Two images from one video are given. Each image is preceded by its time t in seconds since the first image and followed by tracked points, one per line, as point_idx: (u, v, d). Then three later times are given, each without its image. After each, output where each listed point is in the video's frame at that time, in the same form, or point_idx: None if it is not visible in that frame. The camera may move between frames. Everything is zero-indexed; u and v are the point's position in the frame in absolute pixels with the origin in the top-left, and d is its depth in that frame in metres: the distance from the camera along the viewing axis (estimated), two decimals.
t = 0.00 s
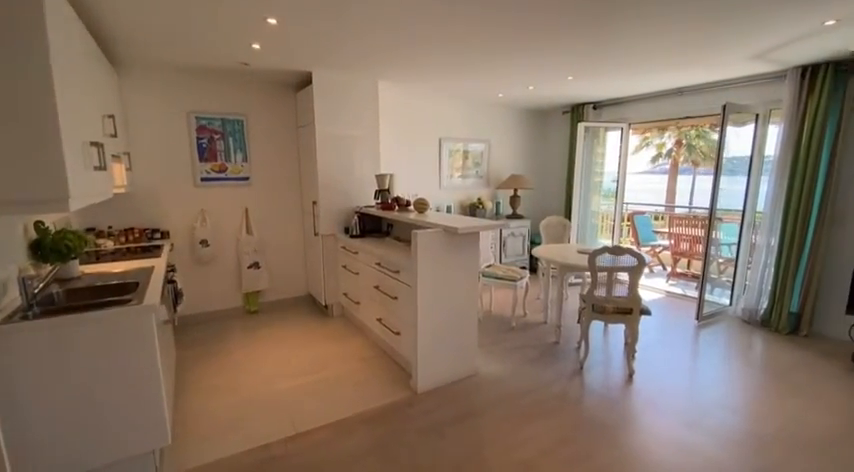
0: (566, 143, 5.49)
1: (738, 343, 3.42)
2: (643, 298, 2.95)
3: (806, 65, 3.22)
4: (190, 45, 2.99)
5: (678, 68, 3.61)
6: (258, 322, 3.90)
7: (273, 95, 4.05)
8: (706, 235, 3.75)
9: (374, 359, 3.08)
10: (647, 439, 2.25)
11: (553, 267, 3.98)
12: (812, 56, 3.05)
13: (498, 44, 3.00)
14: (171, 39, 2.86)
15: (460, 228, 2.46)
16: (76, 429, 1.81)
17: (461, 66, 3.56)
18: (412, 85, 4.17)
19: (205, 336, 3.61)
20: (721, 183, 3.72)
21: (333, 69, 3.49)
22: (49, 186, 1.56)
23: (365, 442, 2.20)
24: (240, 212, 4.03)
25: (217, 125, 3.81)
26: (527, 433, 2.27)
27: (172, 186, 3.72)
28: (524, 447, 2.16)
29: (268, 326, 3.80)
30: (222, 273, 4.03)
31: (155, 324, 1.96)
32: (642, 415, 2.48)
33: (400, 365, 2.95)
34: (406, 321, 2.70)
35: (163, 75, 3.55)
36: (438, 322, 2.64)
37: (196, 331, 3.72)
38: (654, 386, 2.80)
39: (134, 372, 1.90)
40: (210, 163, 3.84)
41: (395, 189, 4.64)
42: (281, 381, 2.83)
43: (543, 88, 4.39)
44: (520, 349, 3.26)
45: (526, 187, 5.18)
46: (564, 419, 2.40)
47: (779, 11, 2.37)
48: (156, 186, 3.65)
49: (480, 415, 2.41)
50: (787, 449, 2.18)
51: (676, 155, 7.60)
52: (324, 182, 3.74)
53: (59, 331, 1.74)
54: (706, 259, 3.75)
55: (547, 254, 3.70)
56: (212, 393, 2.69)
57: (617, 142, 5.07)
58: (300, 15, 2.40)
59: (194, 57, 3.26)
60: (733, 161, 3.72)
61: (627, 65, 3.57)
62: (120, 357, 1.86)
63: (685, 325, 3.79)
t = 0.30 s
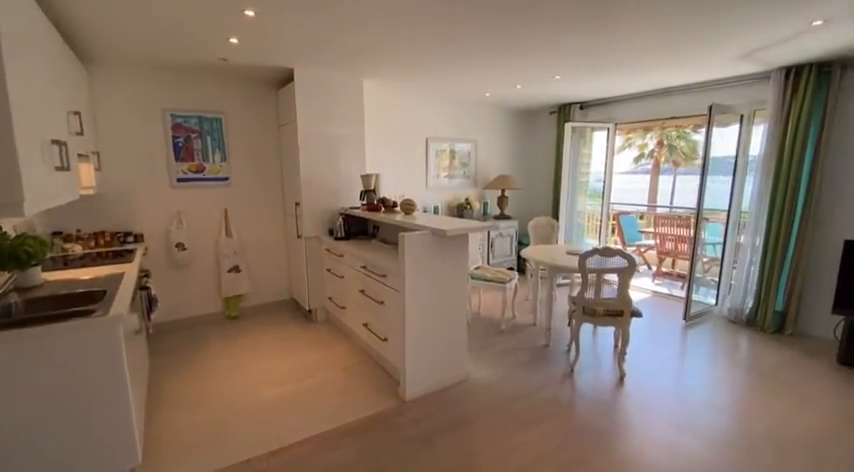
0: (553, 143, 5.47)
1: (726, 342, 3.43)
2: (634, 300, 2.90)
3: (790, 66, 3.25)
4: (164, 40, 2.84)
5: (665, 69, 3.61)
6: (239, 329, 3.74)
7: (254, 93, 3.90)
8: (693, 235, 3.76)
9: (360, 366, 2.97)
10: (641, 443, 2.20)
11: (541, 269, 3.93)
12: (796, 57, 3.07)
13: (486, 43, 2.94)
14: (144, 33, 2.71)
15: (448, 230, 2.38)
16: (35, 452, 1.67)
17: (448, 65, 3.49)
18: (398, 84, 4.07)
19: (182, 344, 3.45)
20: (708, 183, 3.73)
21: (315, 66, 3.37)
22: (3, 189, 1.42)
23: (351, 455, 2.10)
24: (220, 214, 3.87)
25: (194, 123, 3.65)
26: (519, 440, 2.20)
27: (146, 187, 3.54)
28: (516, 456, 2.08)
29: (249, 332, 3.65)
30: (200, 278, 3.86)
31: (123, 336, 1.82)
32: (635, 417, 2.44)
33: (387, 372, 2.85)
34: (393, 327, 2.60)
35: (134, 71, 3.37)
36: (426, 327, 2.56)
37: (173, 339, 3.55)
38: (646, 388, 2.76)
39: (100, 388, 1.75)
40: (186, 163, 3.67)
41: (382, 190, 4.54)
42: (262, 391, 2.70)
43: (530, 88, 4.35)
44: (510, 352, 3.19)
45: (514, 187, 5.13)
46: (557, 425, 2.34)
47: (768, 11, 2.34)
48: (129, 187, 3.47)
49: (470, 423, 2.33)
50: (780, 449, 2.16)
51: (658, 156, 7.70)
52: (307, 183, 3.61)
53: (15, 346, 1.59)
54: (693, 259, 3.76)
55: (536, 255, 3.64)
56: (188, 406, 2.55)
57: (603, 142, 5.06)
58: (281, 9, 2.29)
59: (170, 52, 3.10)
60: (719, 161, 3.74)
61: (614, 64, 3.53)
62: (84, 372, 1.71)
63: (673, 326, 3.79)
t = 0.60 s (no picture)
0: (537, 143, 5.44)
1: (711, 342, 3.44)
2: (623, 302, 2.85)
3: (770, 67, 3.28)
4: (131, 33, 2.66)
5: (649, 69, 3.60)
6: (215, 337, 3.56)
7: (229, 91, 3.73)
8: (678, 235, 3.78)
9: (343, 376, 2.85)
10: (634, 449, 2.14)
11: (528, 270, 3.87)
12: (778, 58, 3.10)
13: (471, 41, 2.87)
14: (108, 25, 2.53)
15: (434, 232, 2.28)
16: None
17: (431, 64, 3.41)
18: (381, 83, 3.96)
19: (153, 355, 3.25)
20: (692, 183, 3.75)
21: (294, 61, 3.23)
22: None
23: None
24: (193, 217, 3.68)
25: (165, 122, 3.46)
26: (511, 451, 2.12)
27: (113, 189, 3.33)
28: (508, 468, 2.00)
29: (225, 341, 3.48)
30: (173, 284, 3.67)
31: (83, 353, 1.66)
32: (625, 420, 2.39)
33: (373, 381, 2.74)
34: (378, 335, 2.49)
35: (99, 65, 3.17)
36: (412, 334, 2.45)
37: (144, 350, 3.35)
38: (635, 390, 2.71)
39: (56, 413, 1.58)
40: (157, 163, 3.48)
41: (364, 191, 4.42)
42: (239, 405, 2.55)
43: (514, 87, 4.30)
44: (498, 356, 3.11)
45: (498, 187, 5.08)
46: (549, 432, 2.27)
47: (755, 11, 2.33)
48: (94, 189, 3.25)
49: (459, 434, 2.24)
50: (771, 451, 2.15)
51: (636, 156, 7.81)
52: (286, 184, 3.47)
53: None
54: (677, 259, 3.78)
55: (522, 257, 3.57)
56: (158, 423, 2.38)
57: (586, 142, 5.05)
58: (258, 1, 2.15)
59: (138, 46, 2.92)
60: (702, 161, 3.76)
61: (599, 64, 3.51)
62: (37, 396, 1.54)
63: (659, 326, 3.78)
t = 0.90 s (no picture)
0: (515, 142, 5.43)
1: (688, 339, 3.49)
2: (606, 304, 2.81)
3: (742, 70, 3.36)
4: (83, 21, 2.44)
5: (627, 70, 3.62)
6: (183, 348, 3.35)
7: (196, 86, 3.51)
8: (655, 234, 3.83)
9: (321, 386, 2.72)
10: (623, 453, 2.11)
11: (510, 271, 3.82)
12: (750, 61, 3.17)
13: (450, 39, 2.80)
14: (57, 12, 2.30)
15: (416, 236, 2.19)
16: None
17: (409, 62, 3.32)
18: (357, 80, 3.83)
19: (114, 370, 3.03)
20: (668, 183, 3.81)
21: (266, 55, 3.06)
22: None
23: None
24: (157, 220, 3.45)
25: (125, 118, 3.22)
26: (499, 460, 2.05)
27: (66, 190, 3.06)
28: None
29: (194, 352, 3.28)
30: (135, 292, 3.43)
31: (26, 377, 1.47)
32: (611, 423, 2.36)
33: (354, 391, 2.62)
34: (358, 343, 2.38)
35: (48, 56, 2.90)
36: (393, 342, 2.35)
37: (103, 364, 3.11)
38: (620, 391, 2.69)
39: None
40: (116, 163, 3.23)
41: (341, 191, 4.27)
42: (208, 422, 2.38)
43: (493, 87, 4.25)
44: (481, 360, 3.05)
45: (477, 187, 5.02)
46: (537, 438, 2.21)
47: (733, 15, 2.36)
48: (44, 192, 2.99)
49: (445, 444, 2.16)
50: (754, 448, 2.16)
51: (608, 156, 7.96)
52: (258, 184, 3.29)
53: None
54: (655, 258, 3.83)
55: (503, 258, 3.50)
56: (118, 445, 2.19)
57: (564, 142, 5.07)
58: None
59: (92, 36, 2.68)
60: (678, 162, 3.82)
61: (579, 65, 3.50)
62: None
63: (638, 325, 3.82)
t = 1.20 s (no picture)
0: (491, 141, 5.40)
1: (662, 336, 3.54)
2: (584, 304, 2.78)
3: (710, 72, 3.44)
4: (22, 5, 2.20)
5: (601, 71, 3.65)
6: (143, 361, 3.12)
7: (155, 80, 3.28)
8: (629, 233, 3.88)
9: (295, 398, 2.58)
10: (606, 455, 2.08)
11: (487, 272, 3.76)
12: (719, 63, 3.25)
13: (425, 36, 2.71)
14: None
15: (392, 239, 2.09)
16: None
17: (382, 58, 3.21)
18: (330, 76, 3.68)
19: (64, 387, 2.77)
20: (641, 183, 3.86)
21: (230, 47, 2.88)
22: None
23: None
24: (113, 224, 3.21)
25: (74, 113, 2.96)
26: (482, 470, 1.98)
27: (6, 192, 2.78)
28: None
29: (155, 365, 3.06)
30: (89, 302, 3.17)
31: None
32: (592, 425, 2.34)
33: (330, 402, 2.49)
34: (333, 352, 2.26)
35: None
36: (370, 350, 2.24)
37: (52, 382, 2.85)
38: (600, 391, 2.68)
39: None
40: (65, 162, 2.97)
41: (314, 192, 4.11)
42: (171, 441, 2.20)
43: (468, 86, 4.20)
44: (461, 364, 2.98)
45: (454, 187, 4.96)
46: (519, 444, 2.16)
47: (704, 16, 2.38)
48: None
49: (426, 455, 2.07)
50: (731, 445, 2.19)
51: (578, 157, 8.08)
52: (224, 185, 3.10)
53: None
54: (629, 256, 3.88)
55: (481, 259, 3.44)
56: None
57: (539, 143, 5.08)
58: None
59: (34, 22, 2.44)
60: (650, 162, 3.89)
61: (554, 65, 3.49)
62: None
63: (614, 323, 3.85)
